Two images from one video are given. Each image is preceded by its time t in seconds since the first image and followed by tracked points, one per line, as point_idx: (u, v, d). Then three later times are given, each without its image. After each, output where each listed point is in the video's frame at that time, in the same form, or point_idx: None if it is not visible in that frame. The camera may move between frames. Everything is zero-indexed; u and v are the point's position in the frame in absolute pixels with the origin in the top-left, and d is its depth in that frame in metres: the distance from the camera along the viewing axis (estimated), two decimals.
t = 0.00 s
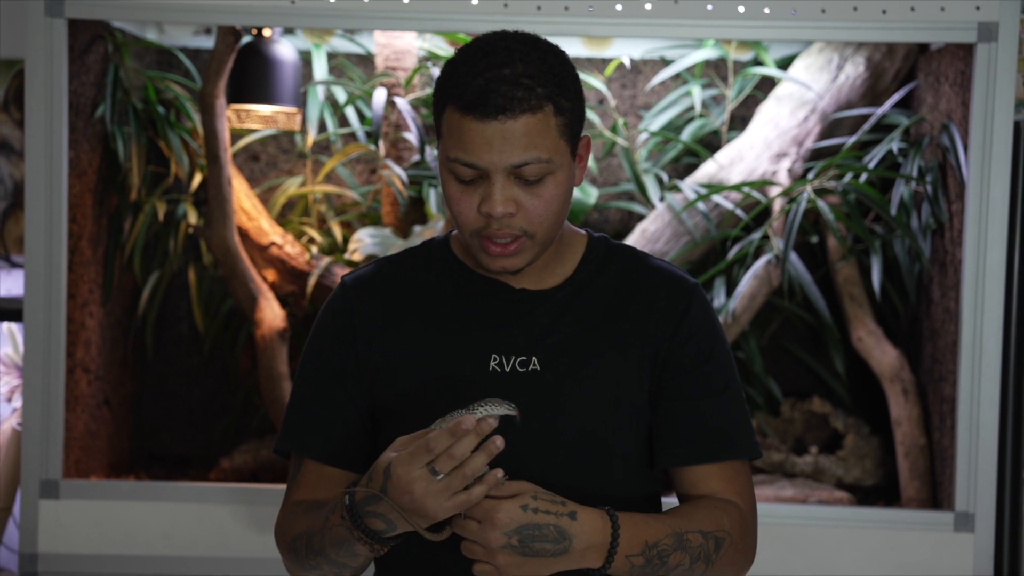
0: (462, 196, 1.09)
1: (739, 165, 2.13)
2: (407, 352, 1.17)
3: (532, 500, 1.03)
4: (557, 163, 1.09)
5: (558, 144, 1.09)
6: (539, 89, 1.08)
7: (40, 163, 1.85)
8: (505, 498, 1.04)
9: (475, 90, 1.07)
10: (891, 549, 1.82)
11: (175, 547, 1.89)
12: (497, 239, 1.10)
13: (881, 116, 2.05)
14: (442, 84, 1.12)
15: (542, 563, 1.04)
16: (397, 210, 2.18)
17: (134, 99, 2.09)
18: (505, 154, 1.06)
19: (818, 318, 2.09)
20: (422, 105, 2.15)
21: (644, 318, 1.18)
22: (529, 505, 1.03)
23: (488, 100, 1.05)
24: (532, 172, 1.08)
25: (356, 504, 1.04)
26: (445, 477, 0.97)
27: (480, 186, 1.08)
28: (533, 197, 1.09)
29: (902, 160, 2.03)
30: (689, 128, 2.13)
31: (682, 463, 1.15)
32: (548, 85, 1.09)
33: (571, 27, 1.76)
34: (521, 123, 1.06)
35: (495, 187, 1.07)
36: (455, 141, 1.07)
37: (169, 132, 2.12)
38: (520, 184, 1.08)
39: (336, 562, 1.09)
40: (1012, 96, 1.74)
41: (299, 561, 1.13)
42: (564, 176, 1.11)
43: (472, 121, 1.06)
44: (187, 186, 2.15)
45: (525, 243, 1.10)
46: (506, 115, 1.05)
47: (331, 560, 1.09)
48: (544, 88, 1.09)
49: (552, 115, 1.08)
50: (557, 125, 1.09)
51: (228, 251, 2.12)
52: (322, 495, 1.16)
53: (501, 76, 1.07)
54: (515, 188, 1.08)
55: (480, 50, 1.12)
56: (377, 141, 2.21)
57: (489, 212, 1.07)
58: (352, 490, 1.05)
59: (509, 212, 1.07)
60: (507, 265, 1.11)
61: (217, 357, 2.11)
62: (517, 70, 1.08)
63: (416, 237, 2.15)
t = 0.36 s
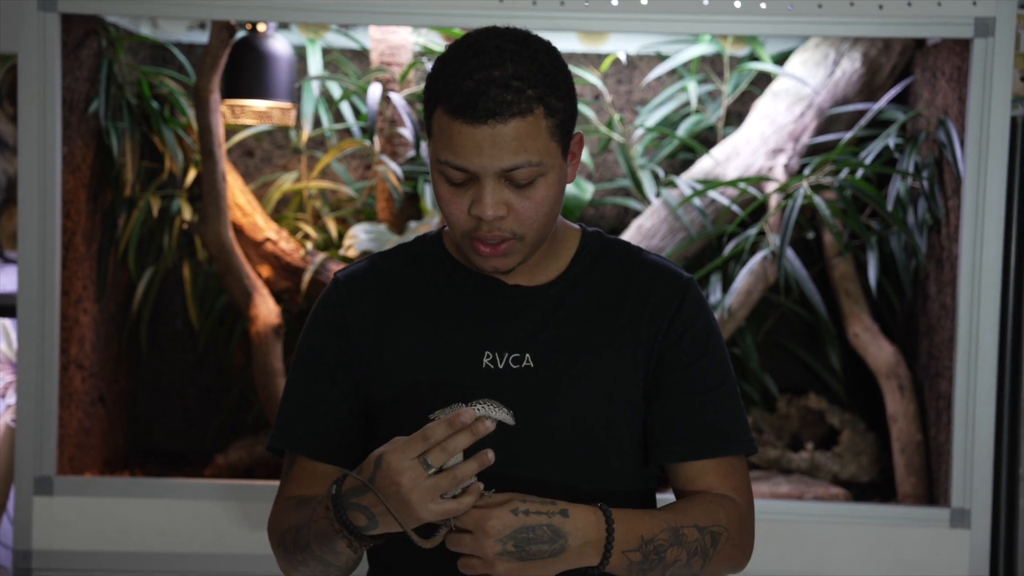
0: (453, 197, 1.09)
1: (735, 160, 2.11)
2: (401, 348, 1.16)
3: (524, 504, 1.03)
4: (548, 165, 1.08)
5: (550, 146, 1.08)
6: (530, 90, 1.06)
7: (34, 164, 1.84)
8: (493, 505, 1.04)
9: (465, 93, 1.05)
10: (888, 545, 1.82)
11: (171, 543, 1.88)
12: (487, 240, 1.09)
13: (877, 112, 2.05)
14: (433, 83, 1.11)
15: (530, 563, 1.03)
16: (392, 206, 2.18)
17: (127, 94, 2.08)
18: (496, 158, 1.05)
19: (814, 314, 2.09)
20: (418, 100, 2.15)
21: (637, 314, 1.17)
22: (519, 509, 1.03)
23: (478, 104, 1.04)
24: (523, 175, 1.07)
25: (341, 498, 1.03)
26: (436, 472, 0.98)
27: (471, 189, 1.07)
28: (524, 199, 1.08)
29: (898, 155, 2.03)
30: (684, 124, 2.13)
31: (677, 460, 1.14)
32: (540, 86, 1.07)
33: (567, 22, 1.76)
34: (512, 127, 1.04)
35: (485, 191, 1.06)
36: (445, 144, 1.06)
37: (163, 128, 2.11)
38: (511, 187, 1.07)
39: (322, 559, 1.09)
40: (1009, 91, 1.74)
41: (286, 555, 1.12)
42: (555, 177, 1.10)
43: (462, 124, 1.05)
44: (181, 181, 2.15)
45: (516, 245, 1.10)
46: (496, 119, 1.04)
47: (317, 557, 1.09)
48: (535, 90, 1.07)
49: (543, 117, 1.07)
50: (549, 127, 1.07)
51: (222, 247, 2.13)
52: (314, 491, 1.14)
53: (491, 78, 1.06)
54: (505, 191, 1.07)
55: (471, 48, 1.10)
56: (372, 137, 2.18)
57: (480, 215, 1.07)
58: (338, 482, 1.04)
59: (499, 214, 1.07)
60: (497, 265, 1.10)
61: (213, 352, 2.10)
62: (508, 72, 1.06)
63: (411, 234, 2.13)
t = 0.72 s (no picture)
0: (452, 194, 1.03)
1: (732, 154, 2.11)
2: (397, 343, 1.12)
3: (513, 504, 1.00)
4: (553, 165, 1.02)
5: (555, 147, 1.02)
6: (538, 90, 1.00)
7: (26, 156, 1.82)
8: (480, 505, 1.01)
9: (472, 89, 0.99)
10: (884, 539, 1.83)
11: (166, 538, 1.87)
12: (486, 239, 1.03)
13: (874, 105, 2.04)
14: (436, 75, 1.04)
15: (514, 564, 1.00)
16: (387, 199, 2.16)
17: (121, 87, 2.06)
18: (501, 157, 0.99)
19: (810, 308, 2.09)
20: (412, 93, 2.14)
21: (635, 311, 1.12)
22: (509, 508, 1.00)
23: (485, 101, 0.98)
24: (527, 176, 1.01)
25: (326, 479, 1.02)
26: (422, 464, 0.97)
27: (472, 187, 1.01)
28: (526, 200, 1.02)
29: (894, 149, 2.02)
30: (680, 118, 2.11)
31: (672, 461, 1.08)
32: (549, 86, 1.01)
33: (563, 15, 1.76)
34: (519, 127, 0.98)
35: (487, 190, 1.00)
36: (448, 140, 1.00)
37: (157, 120, 2.08)
38: (513, 186, 1.02)
39: (303, 549, 1.07)
40: (1006, 85, 1.73)
41: (271, 544, 1.10)
42: (559, 178, 1.04)
43: (468, 121, 0.99)
44: (175, 175, 2.11)
45: (515, 246, 1.04)
46: (503, 118, 0.98)
47: (298, 548, 1.07)
48: (544, 89, 1.01)
49: (550, 118, 1.01)
50: (556, 128, 1.02)
51: (216, 241, 2.10)
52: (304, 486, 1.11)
53: (500, 76, 0.99)
54: (508, 191, 1.01)
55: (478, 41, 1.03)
56: (367, 130, 2.17)
57: (480, 214, 1.01)
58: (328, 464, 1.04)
59: (501, 214, 1.01)
60: (494, 264, 1.05)
61: (207, 347, 2.09)
62: (517, 69, 1.00)
63: (407, 227, 2.15)
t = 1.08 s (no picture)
0: (459, 185, 0.97)
1: (729, 149, 2.09)
2: (397, 340, 1.07)
3: (503, 514, 0.94)
4: (563, 162, 0.97)
5: (567, 144, 0.97)
6: (552, 84, 0.95)
7: (21, 149, 1.82)
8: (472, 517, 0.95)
9: (485, 78, 0.94)
10: (881, 535, 1.82)
11: (162, 535, 1.86)
12: (491, 233, 0.98)
13: (871, 100, 2.02)
14: (449, 65, 0.99)
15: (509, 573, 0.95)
16: (383, 195, 2.16)
17: (116, 82, 2.05)
18: (511, 150, 0.94)
19: (807, 304, 2.09)
20: (408, 88, 2.13)
21: (639, 311, 1.06)
22: (501, 519, 0.94)
23: (498, 91, 0.93)
24: (536, 170, 0.96)
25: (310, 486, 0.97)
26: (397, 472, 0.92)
27: (479, 179, 0.96)
28: (534, 196, 0.97)
29: (892, 144, 2.02)
30: (678, 113, 2.10)
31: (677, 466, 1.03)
32: (564, 80, 0.96)
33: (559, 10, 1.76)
34: (531, 120, 0.94)
35: (495, 182, 0.95)
36: (458, 129, 0.95)
37: (152, 116, 2.07)
38: (522, 179, 0.96)
39: (293, 550, 1.01)
40: (1004, 80, 1.73)
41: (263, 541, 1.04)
42: (569, 175, 0.99)
43: (479, 111, 0.94)
44: (171, 170, 2.09)
45: (520, 243, 0.99)
46: (516, 109, 0.93)
47: (288, 548, 1.01)
48: (559, 84, 0.96)
49: (564, 113, 0.96)
50: (568, 124, 0.97)
51: (212, 238, 2.09)
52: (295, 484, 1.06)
53: (514, 67, 0.95)
54: (516, 185, 0.96)
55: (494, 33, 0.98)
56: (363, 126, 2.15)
57: (487, 206, 0.96)
58: (312, 467, 0.99)
59: (507, 208, 0.96)
60: (498, 259, 1.00)
61: (203, 342, 2.08)
62: (531, 62, 0.96)
63: (403, 223, 2.14)
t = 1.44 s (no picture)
0: (461, 165, 0.97)
1: (726, 146, 2.09)
2: (397, 339, 1.07)
3: (513, 514, 0.92)
4: (566, 147, 0.98)
5: (571, 129, 0.98)
6: (560, 67, 0.97)
7: (16, 144, 1.82)
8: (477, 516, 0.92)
9: (493, 56, 0.96)
10: (878, 532, 1.83)
11: (159, 532, 1.86)
12: (490, 215, 0.97)
13: (869, 97, 2.02)
14: (460, 50, 1.01)
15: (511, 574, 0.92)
16: (381, 190, 2.16)
17: (112, 78, 2.04)
18: (514, 126, 0.95)
19: (805, 301, 2.09)
20: (404, 84, 2.13)
21: (647, 315, 1.07)
22: (513, 517, 0.92)
23: (504, 68, 0.94)
24: (539, 151, 0.96)
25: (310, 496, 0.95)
26: (377, 472, 0.89)
27: (481, 158, 0.96)
28: (535, 178, 0.96)
29: (889, 141, 2.02)
30: (674, 109, 2.10)
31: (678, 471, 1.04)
32: (570, 66, 0.98)
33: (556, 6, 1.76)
34: (536, 97, 0.95)
35: (496, 160, 0.95)
36: (463, 106, 0.96)
37: (148, 111, 2.07)
38: (523, 161, 0.96)
39: (306, 552, 1.00)
40: (1002, 76, 1.72)
41: (274, 546, 1.03)
42: (571, 162, 0.99)
43: (485, 87, 0.95)
44: (167, 166, 2.09)
45: (519, 226, 0.98)
46: (521, 86, 0.94)
47: (300, 551, 1.00)
48: (566, 69, 0.98)
49: (569, 97, 0.97)
50: (573, 108, 0.98)
51: (208, 234, 2.07)
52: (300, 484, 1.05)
53: (523, 48, 0.96)
54: (517, 165, 0.96)
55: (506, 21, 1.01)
56: (359, 122, 2.14)
57: (486, 184, 0.95)
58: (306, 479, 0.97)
59: (507, 187, 0.95)
60: (496, 245, 0.99)
61: (199, 338, 2.08)
62: (541, 44, 0.97)
63: (400, 220, 2.13)
